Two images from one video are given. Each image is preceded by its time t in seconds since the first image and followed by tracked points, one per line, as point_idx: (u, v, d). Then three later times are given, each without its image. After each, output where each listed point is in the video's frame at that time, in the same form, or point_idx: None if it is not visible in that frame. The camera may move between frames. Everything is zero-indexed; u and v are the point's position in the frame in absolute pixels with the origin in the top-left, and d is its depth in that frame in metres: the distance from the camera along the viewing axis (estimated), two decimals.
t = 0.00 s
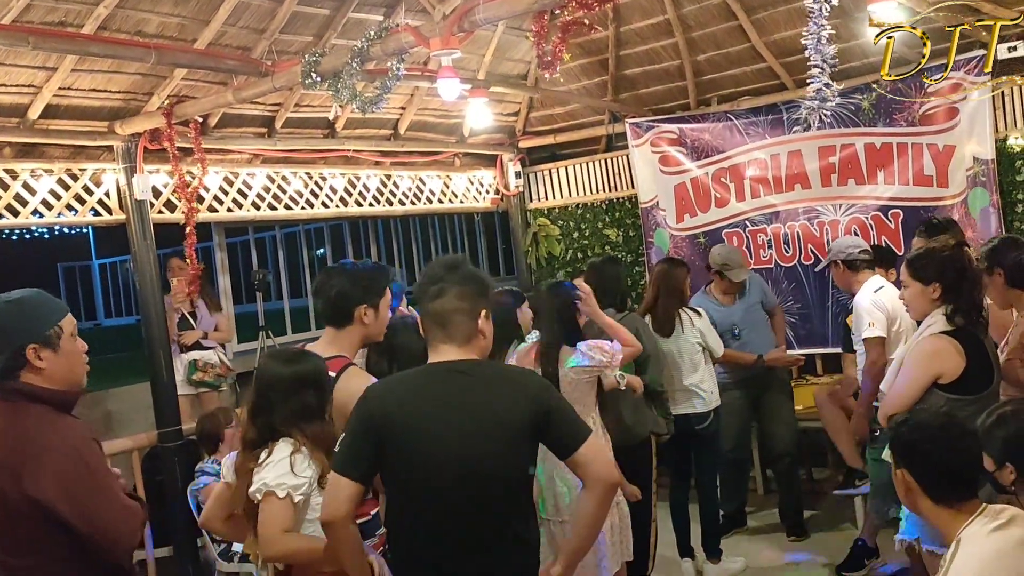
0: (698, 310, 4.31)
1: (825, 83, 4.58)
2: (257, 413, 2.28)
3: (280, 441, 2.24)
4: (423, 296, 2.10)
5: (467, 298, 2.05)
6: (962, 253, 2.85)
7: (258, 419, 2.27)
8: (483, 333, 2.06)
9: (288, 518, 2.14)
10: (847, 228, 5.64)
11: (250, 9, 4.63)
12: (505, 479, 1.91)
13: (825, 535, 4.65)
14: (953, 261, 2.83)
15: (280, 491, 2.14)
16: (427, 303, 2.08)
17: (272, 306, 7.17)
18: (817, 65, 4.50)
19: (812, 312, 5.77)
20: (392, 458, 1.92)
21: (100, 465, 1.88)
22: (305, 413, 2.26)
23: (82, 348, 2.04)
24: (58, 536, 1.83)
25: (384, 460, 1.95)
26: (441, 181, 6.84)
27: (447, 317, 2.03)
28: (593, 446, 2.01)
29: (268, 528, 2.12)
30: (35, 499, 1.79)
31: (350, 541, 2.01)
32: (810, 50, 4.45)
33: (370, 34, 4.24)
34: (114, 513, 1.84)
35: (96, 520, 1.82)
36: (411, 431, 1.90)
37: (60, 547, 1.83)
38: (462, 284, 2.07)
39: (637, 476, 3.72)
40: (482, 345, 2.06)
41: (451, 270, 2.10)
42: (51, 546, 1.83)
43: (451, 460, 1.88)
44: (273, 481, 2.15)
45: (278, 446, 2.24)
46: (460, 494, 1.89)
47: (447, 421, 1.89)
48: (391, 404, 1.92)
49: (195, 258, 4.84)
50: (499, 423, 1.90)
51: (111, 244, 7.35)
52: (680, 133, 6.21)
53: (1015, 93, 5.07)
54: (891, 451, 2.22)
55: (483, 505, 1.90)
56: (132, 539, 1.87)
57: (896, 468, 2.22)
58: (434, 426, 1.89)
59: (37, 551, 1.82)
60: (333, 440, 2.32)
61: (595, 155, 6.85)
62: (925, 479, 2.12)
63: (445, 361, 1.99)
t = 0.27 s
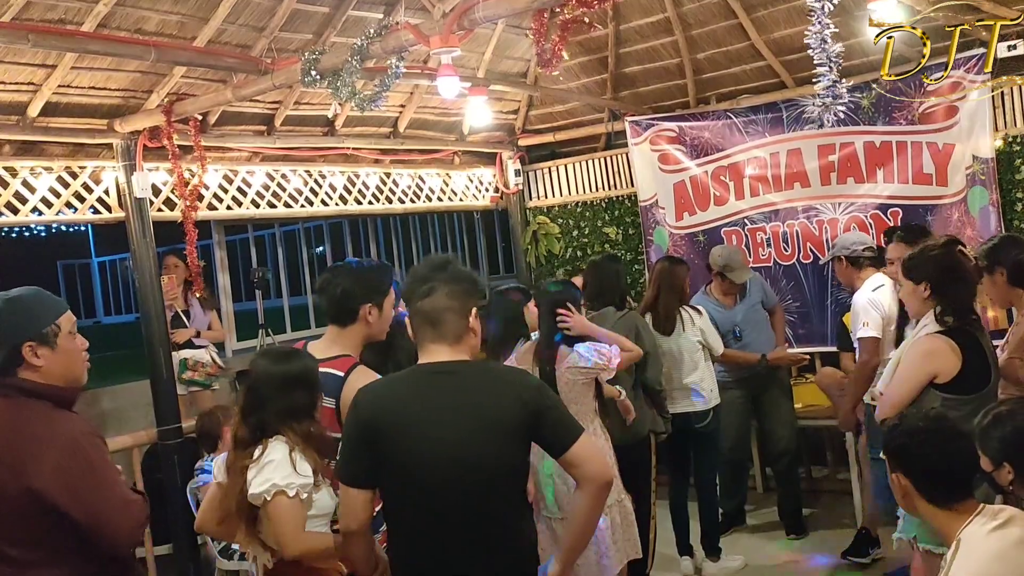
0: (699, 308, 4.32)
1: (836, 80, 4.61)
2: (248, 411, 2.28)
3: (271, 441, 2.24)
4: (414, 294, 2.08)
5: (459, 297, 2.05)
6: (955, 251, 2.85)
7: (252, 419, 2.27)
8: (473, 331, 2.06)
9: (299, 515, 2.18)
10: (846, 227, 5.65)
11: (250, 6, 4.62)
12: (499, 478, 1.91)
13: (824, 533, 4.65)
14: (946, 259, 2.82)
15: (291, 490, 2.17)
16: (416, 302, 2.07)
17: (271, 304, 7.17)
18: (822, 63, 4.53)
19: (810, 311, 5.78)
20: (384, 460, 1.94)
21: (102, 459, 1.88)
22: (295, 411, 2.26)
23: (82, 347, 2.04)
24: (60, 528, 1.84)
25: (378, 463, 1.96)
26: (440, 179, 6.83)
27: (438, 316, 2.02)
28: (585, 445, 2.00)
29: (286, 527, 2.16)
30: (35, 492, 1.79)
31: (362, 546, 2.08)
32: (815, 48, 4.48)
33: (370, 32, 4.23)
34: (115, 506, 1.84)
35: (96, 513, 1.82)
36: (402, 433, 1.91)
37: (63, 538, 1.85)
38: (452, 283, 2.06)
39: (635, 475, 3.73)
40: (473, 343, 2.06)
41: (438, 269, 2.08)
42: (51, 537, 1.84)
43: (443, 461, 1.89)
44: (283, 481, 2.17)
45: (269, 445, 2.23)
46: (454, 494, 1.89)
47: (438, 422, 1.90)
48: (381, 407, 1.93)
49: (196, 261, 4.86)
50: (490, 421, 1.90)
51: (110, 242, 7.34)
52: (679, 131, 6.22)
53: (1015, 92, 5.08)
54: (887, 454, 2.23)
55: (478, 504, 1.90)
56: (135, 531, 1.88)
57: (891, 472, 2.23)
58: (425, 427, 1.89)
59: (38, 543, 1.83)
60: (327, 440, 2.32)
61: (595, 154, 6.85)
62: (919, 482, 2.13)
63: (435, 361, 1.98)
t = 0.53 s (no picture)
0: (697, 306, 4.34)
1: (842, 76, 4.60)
2: (239, 408, 2.29)
3: (255, 443, 2.23)
4: (400, 290, 2.06)
5: (452, 293, 2.05)
6: (943, 249, 2.85)
7: (246, 418, 2.27)
8: (466, 325, 2.07)
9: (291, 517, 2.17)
10: (844, 224, 5.64)
11: (247, 4, 4.62)
12: (496, 474, 1.92)
13: (821, 531, 4.65)
14: (934, 257, 2.82)
15: (279, 494, 2.15)
16: (407, 299, 2.04)
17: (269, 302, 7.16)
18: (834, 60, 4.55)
19: (808, 309, 5.78)
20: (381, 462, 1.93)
21: (110, 457, 1.87)
22: (275, 413, 2.26)
23: (88, 344, 2.06)
24: (68, 527, 1.84)
25: (374, 465, 1.95)
26: (438, 177, 6.83)
27: (434, 311, 2.01)
28: (576, 448, 1.99)
29: (274, 531, 2.14)
30: (44, 492, 1.79)
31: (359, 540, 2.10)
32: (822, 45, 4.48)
33: (368, 30, 4.23)
34: (123, 504, 1.83)
35: (105, 511, 1.81)
36: (398, 435, 1.90)
37: (71, 536, 1.84)
38: (444, 279, 2.06)
39: (633, 472, 3.73)
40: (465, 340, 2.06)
41: (427, 265, 2.07)
42: (61, 536, 1.84)
43: (441, 461, 1.88)
44: (271, 485, 2.15)
45: (253, 447, 2.23)
46: (444, 494, 1.89)
47: (434, 421, 1.89)
48: (376, 409, 1.93)
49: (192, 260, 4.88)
50: (486, 419, 1.90)
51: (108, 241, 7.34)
52: (677, 129, 6.21)
53: (1012, 89, 5.08)
54: (883, 453, 2.23)
55: (476, 502, 1.90)
56: (143, 529, 1.87)
57: (889, 471, 2.23)
58: (421, 427, 1.89)
59: (48, 542, 1.83)
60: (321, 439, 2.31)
61: (593, 152, 6.85)
62: (917, 480, 2.13)
63: (428, 359, 1.97)
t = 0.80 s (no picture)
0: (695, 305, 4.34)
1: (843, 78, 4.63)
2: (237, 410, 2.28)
3: (247, 449, 2.22)
4: (384, 292, 2.05)
5: (432, 294, 2.03)
6: (934, 249, 2.81)
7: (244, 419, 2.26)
8: (447, 326, 2.07)
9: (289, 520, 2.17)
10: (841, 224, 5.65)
11: (244, 4, 4.61)
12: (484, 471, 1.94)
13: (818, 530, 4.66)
14: (924, 259, 2.79)
15: (269, 502, 2.13)
16: (388, 301, 2.04)
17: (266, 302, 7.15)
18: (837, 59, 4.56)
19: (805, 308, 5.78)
20: (370, 470, 1.98)
21: (119, 463, 1.89)
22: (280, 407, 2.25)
23: (99, 345, 2.06)
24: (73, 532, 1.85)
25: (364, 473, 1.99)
26: (435, 176, 6.82)
27: (412, 314, 2.01)
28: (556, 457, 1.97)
29: (264, 540, 2.12)
30: (53, 498, 1.80)
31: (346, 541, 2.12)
32: (822, 45, 4.49)
33: (365, 29, 4.22)
34: (133, 511, 1.85)
35: (115, 518, 1.83)
36: (386, 445, 1.94)
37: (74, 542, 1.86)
38: (423, 281, 2.04)
39: (630, 472, 3.73)
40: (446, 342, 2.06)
41: (410, 265, 2.07)
42: (70, 541, 1.85)
43: (428, 467, 1.92)
44: (260, 493, 2.12)
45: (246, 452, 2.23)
46: (421, 495, 1.94)
47: (415, 428, 1.92)
48: (361, 422, 1.96)
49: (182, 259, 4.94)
50: (466, 423, 1.91)
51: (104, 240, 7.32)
52: (674, 128, 6.21)
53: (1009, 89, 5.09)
54: (880, 454, 2.23)
55: (461, 500, 1.94)
56: (152, 536, 1.89)
57: (886, 472, 2.23)
58: (405, 435, 1.92)
59: (56, 547, 1.85)
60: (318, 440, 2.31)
61: (590, 151, 6.85)
62: (914, 481, 2.13)
63: (410, 363, 1.99)
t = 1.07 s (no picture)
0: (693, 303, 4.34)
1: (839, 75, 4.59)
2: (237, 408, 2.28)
3: (254, 452, 2.24)
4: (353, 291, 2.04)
5: (396, 293, 2.01)
6: (932, 248, 2.82)
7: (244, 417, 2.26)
8: (413, 329, 2.04)
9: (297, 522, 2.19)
10: (839, 222, 5.65)
11: (242, 2, 4.61)
12: (455, 459, 1.94)
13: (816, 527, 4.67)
14: (921, 258, 2.81)
15: (275, 510, 2.15)
16: (355, 300, 2.04)
17: (265, 301, 7.16)
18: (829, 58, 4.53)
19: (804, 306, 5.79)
20: (340, 479, 1.97)
21: (126, 467, 1.92)
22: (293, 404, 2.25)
23: (106, 346, 2.08)
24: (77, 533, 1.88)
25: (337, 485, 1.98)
26: (434, 175, 6.82)
27: (375, 314, 2.00)
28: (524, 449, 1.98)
29: (270, 548, 2.15)
30: (59, 501, 1.83)
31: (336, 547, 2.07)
32: (817, 43, 4.49)
33: (363, 28, 4.22)
34: (138, 514, 1.88)
35: (120, 521, 1.86)
36: (355, 456, 1.94)
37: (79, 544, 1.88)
38: (389, 280, 2.02)
39: (629, 470, 3.74)
40: (414, 342, 2.04)
41: (376, 264, 2.05)
42: (75, 543, 1.88)
43: (400, 470, 1.92)
44: (265, 501, 2.14)
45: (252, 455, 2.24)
46: (397, 496, 1.93)
47: (385, 427, 1.91)
48: (325, 435, 1.96)
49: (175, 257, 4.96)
50: (424, 416, 1.91)
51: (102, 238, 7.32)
52: (672, 126, 6.22)
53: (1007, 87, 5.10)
54: (881, 452, 2.23)
55: (435, 498, 1.94)
56: (155, 540, 1.93)
57: (886, 470, 2.23)
58: (370, 442, 1.92)
59: (61, 549, 1.87)
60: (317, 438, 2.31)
61: (589, 149, 6.85)
62: (914, 479, 2.13)
63: (373, 362, 1.98)
